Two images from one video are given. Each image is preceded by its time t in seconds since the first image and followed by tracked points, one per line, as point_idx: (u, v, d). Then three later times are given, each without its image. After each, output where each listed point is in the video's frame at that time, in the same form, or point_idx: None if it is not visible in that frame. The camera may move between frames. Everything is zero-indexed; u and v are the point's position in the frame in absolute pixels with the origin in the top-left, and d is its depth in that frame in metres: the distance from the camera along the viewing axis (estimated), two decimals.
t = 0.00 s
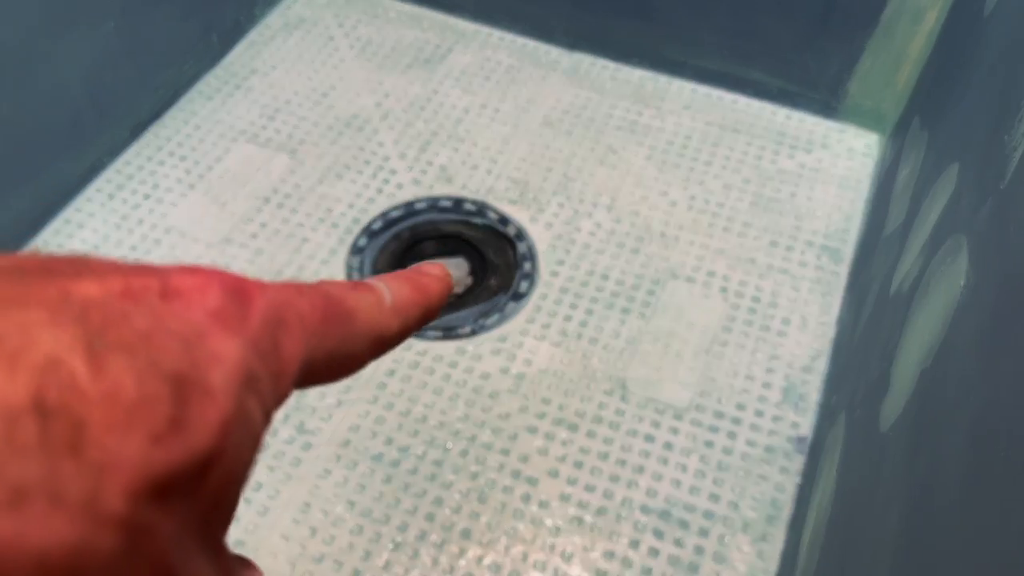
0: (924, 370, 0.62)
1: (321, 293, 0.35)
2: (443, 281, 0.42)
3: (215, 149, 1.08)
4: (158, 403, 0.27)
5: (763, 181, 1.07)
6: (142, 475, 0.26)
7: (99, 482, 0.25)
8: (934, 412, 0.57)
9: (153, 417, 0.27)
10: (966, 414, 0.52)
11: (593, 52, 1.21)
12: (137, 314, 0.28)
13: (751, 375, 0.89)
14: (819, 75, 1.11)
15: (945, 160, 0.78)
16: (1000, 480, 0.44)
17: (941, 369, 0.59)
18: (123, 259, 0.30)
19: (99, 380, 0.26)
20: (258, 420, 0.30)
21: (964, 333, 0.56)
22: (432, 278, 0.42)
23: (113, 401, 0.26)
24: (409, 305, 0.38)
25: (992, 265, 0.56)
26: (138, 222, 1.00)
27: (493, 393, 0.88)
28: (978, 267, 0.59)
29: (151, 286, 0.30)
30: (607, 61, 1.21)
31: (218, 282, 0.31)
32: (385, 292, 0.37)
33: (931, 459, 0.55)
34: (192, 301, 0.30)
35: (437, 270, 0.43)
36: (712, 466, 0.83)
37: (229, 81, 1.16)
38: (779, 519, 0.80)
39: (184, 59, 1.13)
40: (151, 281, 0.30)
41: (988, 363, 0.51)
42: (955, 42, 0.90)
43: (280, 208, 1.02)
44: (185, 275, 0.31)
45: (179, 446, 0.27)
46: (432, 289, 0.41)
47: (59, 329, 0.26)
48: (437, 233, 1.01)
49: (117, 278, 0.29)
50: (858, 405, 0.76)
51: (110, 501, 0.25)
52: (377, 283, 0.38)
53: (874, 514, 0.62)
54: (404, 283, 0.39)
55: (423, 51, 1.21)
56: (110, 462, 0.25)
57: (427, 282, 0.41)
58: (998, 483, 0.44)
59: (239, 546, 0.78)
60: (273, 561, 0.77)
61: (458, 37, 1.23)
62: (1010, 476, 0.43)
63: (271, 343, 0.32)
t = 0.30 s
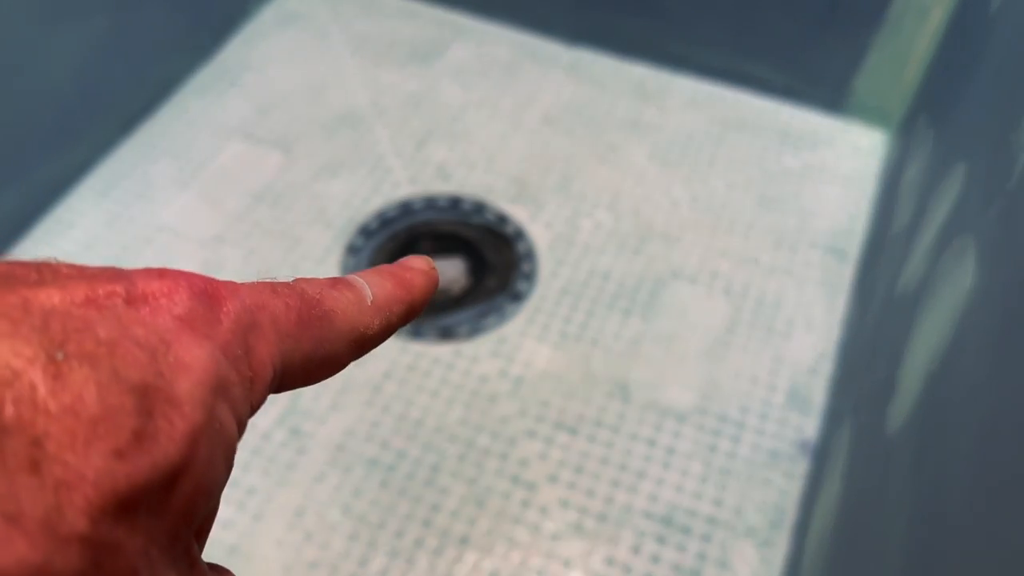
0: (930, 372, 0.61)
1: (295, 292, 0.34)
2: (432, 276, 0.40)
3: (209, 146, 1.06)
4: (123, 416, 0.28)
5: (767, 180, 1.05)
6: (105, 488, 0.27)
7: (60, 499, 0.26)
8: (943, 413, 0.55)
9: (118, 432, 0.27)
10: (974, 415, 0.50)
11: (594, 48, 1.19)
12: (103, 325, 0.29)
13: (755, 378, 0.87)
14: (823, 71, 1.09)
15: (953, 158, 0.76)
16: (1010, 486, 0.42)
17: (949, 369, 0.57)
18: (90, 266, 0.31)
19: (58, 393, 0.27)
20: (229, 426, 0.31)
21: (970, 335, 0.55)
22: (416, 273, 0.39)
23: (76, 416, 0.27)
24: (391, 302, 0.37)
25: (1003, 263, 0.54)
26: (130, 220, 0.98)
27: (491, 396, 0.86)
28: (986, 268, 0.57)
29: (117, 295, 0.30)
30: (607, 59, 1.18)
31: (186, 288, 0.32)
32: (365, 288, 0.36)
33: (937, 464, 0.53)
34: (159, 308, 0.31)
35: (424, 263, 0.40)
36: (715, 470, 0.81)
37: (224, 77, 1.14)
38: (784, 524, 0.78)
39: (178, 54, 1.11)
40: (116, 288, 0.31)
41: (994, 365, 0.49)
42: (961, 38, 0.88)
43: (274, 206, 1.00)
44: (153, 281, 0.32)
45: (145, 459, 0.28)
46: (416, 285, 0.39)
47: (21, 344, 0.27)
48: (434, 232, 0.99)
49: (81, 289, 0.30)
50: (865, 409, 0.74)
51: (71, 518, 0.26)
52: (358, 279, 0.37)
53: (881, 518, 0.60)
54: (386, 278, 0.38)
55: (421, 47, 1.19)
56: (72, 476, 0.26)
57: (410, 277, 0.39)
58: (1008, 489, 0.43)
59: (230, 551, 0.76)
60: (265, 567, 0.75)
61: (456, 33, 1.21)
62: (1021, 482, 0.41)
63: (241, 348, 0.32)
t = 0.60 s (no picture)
0: (930, 371, 0.61)
1: (290, 286, 0.35)
2: (428, 270, 0.41)
3: (208, 145, 1.06)
4: (116, 412, 0.28)
5: (766, 180, 1.05)
6: (97, 482, 0.27)
7: (52, 494, 0.26)
8: (943, 413, 0.55)
9: (110, 429, 0.28)
10: (974, 414, 0.50)
11: (594, 48, 1.19)
12: (95, 319, 0.30)
13: (754, 378, 0.87)
14: (823, 71, 1.09)
15: (953, 159, 0.76)
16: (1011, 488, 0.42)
17: (949, 369, 0.56)
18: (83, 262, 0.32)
19: (50, 388, 0.27)
20: (223, 421, 0.31)
21: (971, 334, 0.55)
22: (412, 267, 0.40)
23: (67, 411, 0.27)
24: (388, 296, 0.38)
25: (1003, 264, 0.54)
26: (129, 219, 0.98)
27: (490, 396, 0.86)
28: (986, 268, 0.57)
29: (109, 289, 0.31)
30: (606, 58, 1.18)
31: (180, 283, 0.33)
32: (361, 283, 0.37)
33: (937, 464, 0.53)
34: (152, 302, 0.31)
35: (421, 257, 0.41)
36: (714, 470, 0.81)
37: (223, 76, 1.14)
38: (784, 525, 0.78)
39: (177, 53, 1.11)
40: (109, 282, 0.31)
41: (994, 364, 0.49)
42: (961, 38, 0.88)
43: (274, 205, 1.00)
44: (147, 276, 0.32)
45: (138, 455, 0.28)
46: (412, 279, 0.39)
47: (12, 338, 0.27)
48: (433, 231, 0.99)
49: (73, 283, 0.30)
50: (865, 410, 0.74)
51: (63, 514, 0.26)
52: (354, 272, 0.38)
53: (881, 517, 0.60)
54: (383, 272, 0.39)
55: (420, 46, 1.19)
56: (64, 472, 0.26)
57: (406, 271, 0.40)
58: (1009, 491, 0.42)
59: (229, 551, 0.76)
60: (264, 567, 0.75)
61: (456, 32, 1.21)
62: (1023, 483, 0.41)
63: (235, 343, 0.33)
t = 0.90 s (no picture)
0: (931, 374, 0.61)
1: (270, 299, 0.35)
2: (410, 274, 0.40)
3: (209, 145, 1.05)
4: (93, 436, 0.28)
5: (766, 180, 1.05)
6: (73, 508, 0.27)
7: (28, 522, 0.26)
8: (944, 416, 0.55)
9: (88, 452, 0.28)
10: (975, 417, 0.50)
11: (595, 48, 1.19)
12: (73, 343, 0.30)
13: (755, 379, 0.87)
14: (824, 72, 1.09)
15: (954, 161, 0.76)
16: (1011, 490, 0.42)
17: (951, 372, 0.56)
18: (63, 284, 0.32)
19: (26, 414, 0.27)
20: (202, 441, 0.32)
21: (972, 337, 0.55)
22: (394, 273, 0.40)
23: (44, 437, 0.27)
24: (370, 304, 0.38)
25: (1005, 266, 0.54)
26: (130, 219, 0.98)
27: (491, 397, 0.86)
28: (988, 270, 0.57)
29: (88, 312, 0.31)
30: (607, 58, 1.18)
31: (159, 304, 0.33)
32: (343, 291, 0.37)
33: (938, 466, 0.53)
34: (131, 325, 0.32)
35: (403, 263, 0.41)
36: (715, 471, 0.81)
37: (224, 76, 1.13)
38: (785, 526, 0.78)
39: (177, 53, 1.11)
40: (87, 305, 0.32)
41: (995, 367, 0.49)
42: (962, 39, 0.88)
43: (274, 206, 1.00)
44: (126, 298, 0.33)
45: (116, 479, 0.28)
46: (395, 285, 0.39)
47: None
48: (434, 232, 0.99)
49: (52, 307, 0.31)
50: (866, 412, 0.73)
51: (38, 542, 0.26)
52: (336, 280, 0.38)
53: (882, 519, 0.60)
54: (365, 279, 0.39)
55: (421, 46, 1.19)
56: (40, 499, 0.26)
57: (388, 278, 0.39)
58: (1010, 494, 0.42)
59: (230, 552, 0.76)
60: (264, 567, 0.75)
61: (456, 33, 1.21)
62: None
63: (215, 362, 0.33)
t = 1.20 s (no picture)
0: (934, 374, 0.61)
1: (230, 299, 0.34)
2: (385, 268, 0.39)
3: (211, 145, 1.06)
4: (31, 442, 0.28)
5: (767, 181, 1.05)
6: (8, 516, 0.26)
7: None
8: (947, 418, 0.55)
9: (24, 458, 0.27)
10: (979, 417, 0.50)
11: (596, 49, 1.19)
12: (18, 348, 0.30)
13: (756, 379, 0.87)
14: (826, 73, 1.09)
15: (956, 163, 0.76)
16: (1014, 491, 0.42)
17: (954, 373, 0.56)
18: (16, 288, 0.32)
19: None
20: (151, 446, 0.31)
21: (975, 337, 0.55)
22: (369, 268, 0.38)
23: None
24: (339, 301, 0.36)
25: (1009, 267, 0.54)
26: (132, 219, 0.98)
27: (493, 396, 0.86)
28: (991, 271, 0.57)
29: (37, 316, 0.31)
30: (608, 58, 1.18)
31: (112, 307, 0.32)
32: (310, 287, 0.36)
33: (942, 466, 0.53)
34: (82, 328, 0.31)
35: (379, 256, 0.39)
36: (716, 471, 0.81)
37: (226, 75, 1.14)
38: (786, 526, 0.78)
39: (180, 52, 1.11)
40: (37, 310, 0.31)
41: (999, 367, 0.49)
42: (964, 40, 0.88)
43: (277, 205, 1.00)
44: (78, 301, 0.32)
45: (53, 486, 0.28)
46: (368, 280, 0.37)
47: None
48: (436, 232, 0.99)
49: None
50: (868, 412, 0.74)
51: None
52: (305, 278, 0.36)
53: (885, 519, 0.60)
54: (335, 275, 0.37)
55: (423, 45, 1.19)
56: None
57: (361, 273, 0.38)
58: (1013, 495, 0.42)
59: (233, 550, 0.76)
60: (267, 566, 0.75)
61: (457, 32, 1.21)
62: None
63: (167, 365, 0.32)
